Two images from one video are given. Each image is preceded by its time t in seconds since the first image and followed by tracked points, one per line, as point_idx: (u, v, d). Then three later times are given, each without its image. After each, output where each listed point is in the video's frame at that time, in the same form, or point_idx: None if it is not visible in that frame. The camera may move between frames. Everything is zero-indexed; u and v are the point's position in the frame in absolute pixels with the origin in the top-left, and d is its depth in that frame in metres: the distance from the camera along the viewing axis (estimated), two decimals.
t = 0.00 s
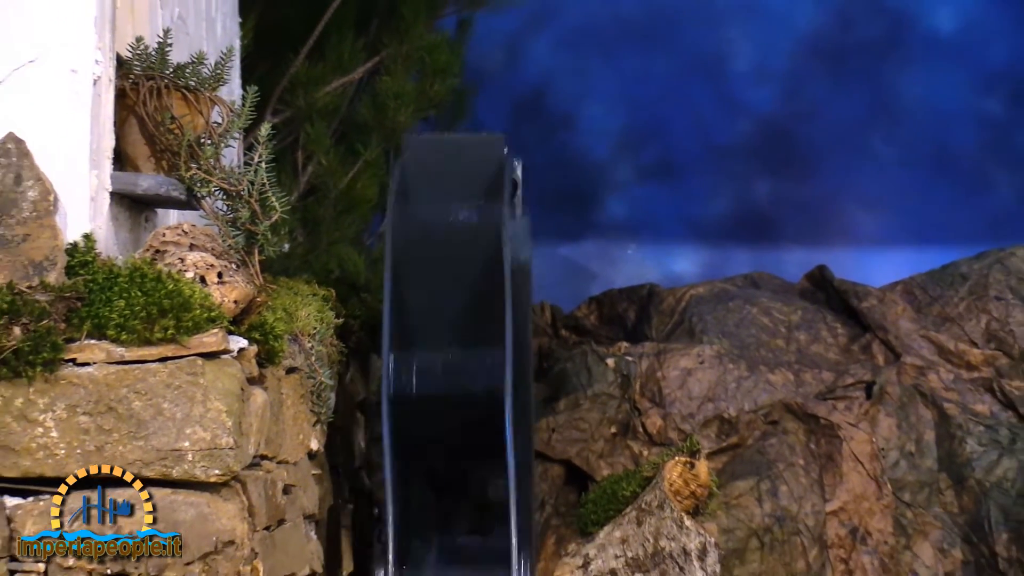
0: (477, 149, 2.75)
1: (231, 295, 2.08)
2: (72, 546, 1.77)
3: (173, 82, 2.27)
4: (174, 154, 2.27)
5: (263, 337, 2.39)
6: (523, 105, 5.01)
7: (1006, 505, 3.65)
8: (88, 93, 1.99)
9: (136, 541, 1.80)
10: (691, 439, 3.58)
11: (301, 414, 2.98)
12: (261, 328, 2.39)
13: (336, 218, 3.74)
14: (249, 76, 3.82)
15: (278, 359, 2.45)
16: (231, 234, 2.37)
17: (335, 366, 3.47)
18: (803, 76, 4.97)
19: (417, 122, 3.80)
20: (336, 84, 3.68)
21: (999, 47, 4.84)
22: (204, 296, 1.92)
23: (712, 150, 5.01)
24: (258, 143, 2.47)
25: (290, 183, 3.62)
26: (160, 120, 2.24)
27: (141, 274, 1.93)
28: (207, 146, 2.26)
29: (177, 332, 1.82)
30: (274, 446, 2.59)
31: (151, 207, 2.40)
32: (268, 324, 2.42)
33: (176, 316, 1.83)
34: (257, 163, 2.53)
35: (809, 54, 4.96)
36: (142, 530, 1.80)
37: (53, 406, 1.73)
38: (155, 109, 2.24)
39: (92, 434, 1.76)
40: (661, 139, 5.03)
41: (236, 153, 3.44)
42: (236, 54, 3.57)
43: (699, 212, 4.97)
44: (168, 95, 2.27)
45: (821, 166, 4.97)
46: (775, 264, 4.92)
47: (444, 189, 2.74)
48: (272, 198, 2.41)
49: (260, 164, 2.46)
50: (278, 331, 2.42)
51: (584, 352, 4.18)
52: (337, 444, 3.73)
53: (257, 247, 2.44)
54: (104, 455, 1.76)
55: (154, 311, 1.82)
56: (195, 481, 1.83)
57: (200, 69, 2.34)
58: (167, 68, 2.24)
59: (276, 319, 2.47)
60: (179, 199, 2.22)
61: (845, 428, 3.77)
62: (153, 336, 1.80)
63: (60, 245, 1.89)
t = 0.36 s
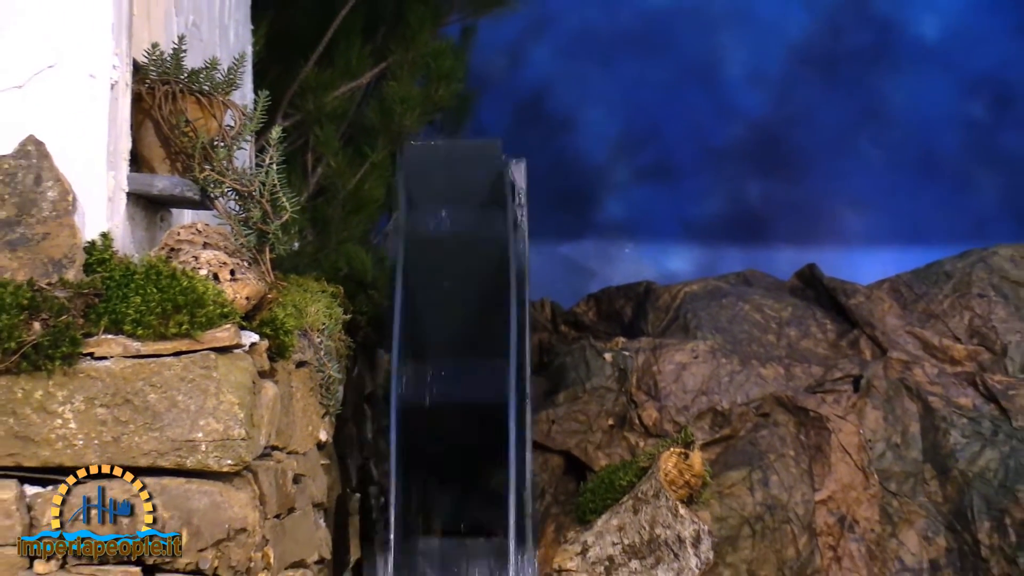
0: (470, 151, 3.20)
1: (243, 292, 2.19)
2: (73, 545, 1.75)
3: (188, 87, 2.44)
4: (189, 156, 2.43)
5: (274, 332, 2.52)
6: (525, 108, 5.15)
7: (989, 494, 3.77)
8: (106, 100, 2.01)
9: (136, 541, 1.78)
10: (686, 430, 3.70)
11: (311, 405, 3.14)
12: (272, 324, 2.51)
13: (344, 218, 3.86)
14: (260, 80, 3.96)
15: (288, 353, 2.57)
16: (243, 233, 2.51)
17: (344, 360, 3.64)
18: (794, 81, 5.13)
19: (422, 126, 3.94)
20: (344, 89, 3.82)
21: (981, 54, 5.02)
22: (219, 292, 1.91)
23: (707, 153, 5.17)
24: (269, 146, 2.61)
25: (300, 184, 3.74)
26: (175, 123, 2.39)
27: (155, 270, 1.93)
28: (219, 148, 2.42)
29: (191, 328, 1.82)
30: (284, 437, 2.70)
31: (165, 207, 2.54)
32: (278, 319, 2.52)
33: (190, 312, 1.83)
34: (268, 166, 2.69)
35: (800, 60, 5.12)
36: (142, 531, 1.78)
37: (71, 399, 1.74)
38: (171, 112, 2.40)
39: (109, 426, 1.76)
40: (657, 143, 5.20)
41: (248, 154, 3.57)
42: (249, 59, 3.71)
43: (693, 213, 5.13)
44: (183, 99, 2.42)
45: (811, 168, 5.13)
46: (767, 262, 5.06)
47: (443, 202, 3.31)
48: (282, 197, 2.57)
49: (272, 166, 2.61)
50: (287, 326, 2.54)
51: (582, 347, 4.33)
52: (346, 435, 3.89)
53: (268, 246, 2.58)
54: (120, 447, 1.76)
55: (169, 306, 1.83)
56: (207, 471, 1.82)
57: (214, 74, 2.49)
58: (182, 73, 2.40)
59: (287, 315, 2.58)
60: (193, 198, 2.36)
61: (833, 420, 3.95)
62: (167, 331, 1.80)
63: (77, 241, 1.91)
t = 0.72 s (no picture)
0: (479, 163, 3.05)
1: (254, 289, 2.34)
2: (73, 545, 1.95)
3: (202, 92, 2.56)
4: (201, 158, 2.58)
5: (284, 327, 2.67)
6: (526, 112, 5.30)
7: (972, 485, 3.96)
8: (122, 103, 2.24)
9: (137, 541, 1.96)
10: (681, 422, 3.88)
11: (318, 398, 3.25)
12: (282, 319, 2.67)
13: (351, 218, 4.01)
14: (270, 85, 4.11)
15: (297, 348, 2.72)
16: (255, 232, 2.67)
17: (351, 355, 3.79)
18: (784, 86, 5.29)
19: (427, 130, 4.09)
20: (352, 93, 3.98)
21: (965, 60, 5.17)
22: (230, 290, 2.11)
23: (701, 156, 5.34)
24: (280, 149, 2.78)
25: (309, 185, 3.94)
26: (189, 127, 2.55)
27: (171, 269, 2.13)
28: (232, 151, 2.57)
29: (204, 323, 2.01)
30: (293, 429, 2.85)
31: (178, 207, 2.69)
32: (288, 315, 2.68)
33: (204, 309, 2.02)
34: (279, 168, 2.83)
35: (791, 67, 5.28)
36: (142, 531, 1.96)
37: (88, 392, 1.93)
38: (185, 117, 2.54)
39: (125, 417, 1.95)
40: (653, 146, 5.36)
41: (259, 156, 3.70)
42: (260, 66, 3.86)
43: (688, 213, 5.29)
44: (196, 104, 2.56)
45: (802, 170, 5.29)
46: (759, 261, 5.21)
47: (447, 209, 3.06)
48: (292, 199, 2.72)
49: (282, 169, 2.78)
50: (297, 321, 2.70)
51: (581, 342, 4.50)
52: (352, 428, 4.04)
53: (278, 245, 2.74)
54: (136, 438, 1.95)
55: (184, 303, 2.02)
56: (221, 461, 2.01)
57: (226, 80, 2.61)
58: (195, 79, 2.52)
59: (296, 311, 2.74)
60: (206, 199, 2.52)
61: (823, 412, 4.10)
62: (182, 326, 1.99)
63: (94, 241, 2.09)
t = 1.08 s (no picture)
0: (481, 173, 2.78)
1: (265, 286, 2.45)
2: (72, 544, 2.01)
3: (213, 96, 2.67)
4: (213, 160, 2.72)
5: (293, 324, 2.80)
6: (526, 116, 5.45)
7: (955, 475, 4.14)
8: (137, 110, 2.28)
9: (137, 540, 2.03)
10: (676, 415, 4.04)
11: (326, 391, 3.42)
12: (291, 316, 2.80)
13: (358, 218, 4.16)
14: (280, 90, 4.26)
15: (306, 343, 2.86)
16: (265, 231, 2.82)
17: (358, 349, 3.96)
18: (775, 91, 5.43)
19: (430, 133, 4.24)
20: (359, 98, 4.14)
21: (949, 66, 5.32)
22: (242, 288, 2.18)
23: (695, 159, 5.49)
24: (289, 152, 2.92)
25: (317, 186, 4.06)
26: (202, 131, 2.68)
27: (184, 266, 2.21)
28: (242, 153, 2.72)
29: (216, 320, 2.07)
30: (301, 420, 3.00)
31: (191, 208, 2.84)
32: (297, 312, 2.81)
33: (216, 306, 2.09)
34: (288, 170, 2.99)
35: (781, 72, 5.41)
36: (143, 530, 2.03)
37: (104, 386, 1.99)
38: (198, 121, 2.67)
39: (140, 410, 2.02)
40: (649, 148, 5.51)
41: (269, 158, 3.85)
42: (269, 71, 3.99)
43: (682, 213, 5.44)
44: (208, 107, 2.68)
45: (793, 172, 5.43)
46: (751, 259, 5.37)
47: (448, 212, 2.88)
48: (301, 199, 2.87)
49: (291, 171, 2.93)
50: (305, 318, 2.83)
51: (580, 338, 4.65)
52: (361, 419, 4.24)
53: (288, 244, 2.90)
54: (151, 430, 2.02)
55: (196, 300, 2.09)
56: (232, 453, 2.08)
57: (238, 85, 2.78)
58: (207, 83, 2.64)
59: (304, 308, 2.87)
60: (218, 200, 2.64)
61: (812, 405, 4.28)
62: (194, 323, 2.05)
63: (111, 241, 2.13)
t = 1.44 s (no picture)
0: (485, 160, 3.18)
1: (274, 282, 2.60)
2: (72, 544, 2.09)
3: (225, 99, 2.83)
4: (225, 161, 2.86)
5: (302, 318, 2.94)
6: (526, 118, 5.60)
7: (939, 463, 4.32)
8: (151, 109, 2.42)
9: (136, 541, 2.11)
10: (671, 406, 4.21)
11: (335, 382, 3.61)
12: (300, 311, 2.94)
13: (365, 216, 4.31)
14: (290, 93, 4.43)
15: (315, 337, 3.00)
16: (275, 229, 2.97)
17: (365, 342, 4.13)
18: (767, 93, 5.58)
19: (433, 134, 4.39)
20: (365, 101, 4.29)
21: (934, 71, 5.47)
22: (252, 284, 2.30)
23: (688, 159, 5.64)
24: (297, 153, 3.09)
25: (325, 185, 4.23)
26: (214, 132, 2.82)
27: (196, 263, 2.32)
28: (252, 154, 2.88)
29: (228, 314, 2.20)
30: (310, 412, 3.14)
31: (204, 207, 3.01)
32: (305, 306, 2.94)
33: (227, 301, 2.21)
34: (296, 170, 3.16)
35: (773, 75, 5.56)
36: (143, 530, 2.11)
37: (119, 377, 2.10)
38: (210, 123, 2.81)
39: (154, 402, 2.11)
40: (645, 149, 5.66)
41: (278, 158, 4.00)
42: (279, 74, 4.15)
43: (677, 212, 5.60)
44: (220, 110, 2.83)
45: (785, 172, 5.59)
46: (743, 256, 5.54)
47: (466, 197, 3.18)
48: (310, 198, 3.06)
49: (300, 170, 3.10)
50: (313, 313, 2.96)
51: (578, 332, 4.85)
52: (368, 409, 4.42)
53: (297, 241, 3.07)
54: (164, 420, 2.11)
55: (209, 295, 2.20)
56: (243, 443, 2.16)
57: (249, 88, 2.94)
58: (219, 86, 2.80)
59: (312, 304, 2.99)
60: (230, 198, 2.80)
61: (802, 397, 4.42)
62: (207, 317, 2.18)
63: (125, 238, 2.25)
